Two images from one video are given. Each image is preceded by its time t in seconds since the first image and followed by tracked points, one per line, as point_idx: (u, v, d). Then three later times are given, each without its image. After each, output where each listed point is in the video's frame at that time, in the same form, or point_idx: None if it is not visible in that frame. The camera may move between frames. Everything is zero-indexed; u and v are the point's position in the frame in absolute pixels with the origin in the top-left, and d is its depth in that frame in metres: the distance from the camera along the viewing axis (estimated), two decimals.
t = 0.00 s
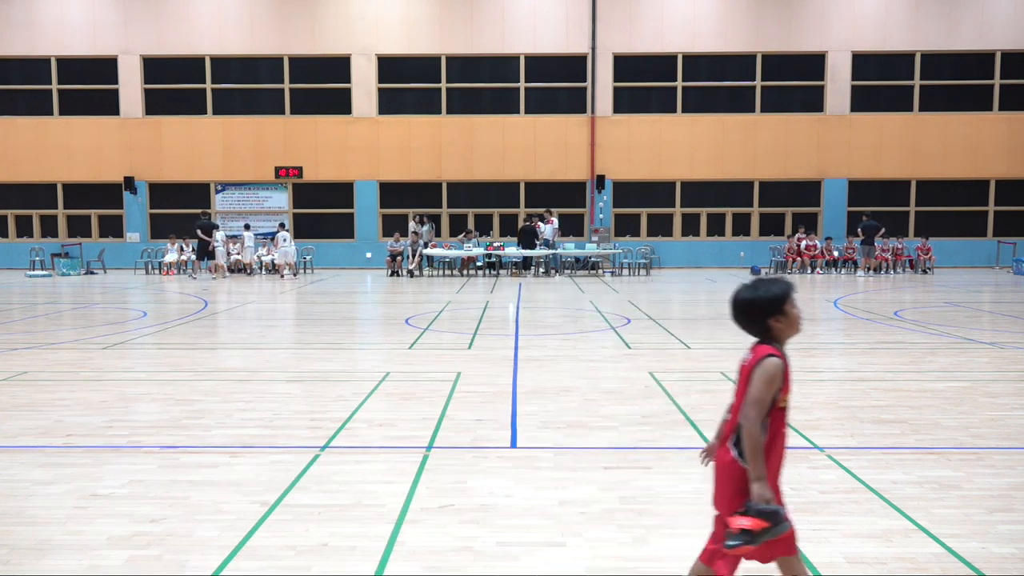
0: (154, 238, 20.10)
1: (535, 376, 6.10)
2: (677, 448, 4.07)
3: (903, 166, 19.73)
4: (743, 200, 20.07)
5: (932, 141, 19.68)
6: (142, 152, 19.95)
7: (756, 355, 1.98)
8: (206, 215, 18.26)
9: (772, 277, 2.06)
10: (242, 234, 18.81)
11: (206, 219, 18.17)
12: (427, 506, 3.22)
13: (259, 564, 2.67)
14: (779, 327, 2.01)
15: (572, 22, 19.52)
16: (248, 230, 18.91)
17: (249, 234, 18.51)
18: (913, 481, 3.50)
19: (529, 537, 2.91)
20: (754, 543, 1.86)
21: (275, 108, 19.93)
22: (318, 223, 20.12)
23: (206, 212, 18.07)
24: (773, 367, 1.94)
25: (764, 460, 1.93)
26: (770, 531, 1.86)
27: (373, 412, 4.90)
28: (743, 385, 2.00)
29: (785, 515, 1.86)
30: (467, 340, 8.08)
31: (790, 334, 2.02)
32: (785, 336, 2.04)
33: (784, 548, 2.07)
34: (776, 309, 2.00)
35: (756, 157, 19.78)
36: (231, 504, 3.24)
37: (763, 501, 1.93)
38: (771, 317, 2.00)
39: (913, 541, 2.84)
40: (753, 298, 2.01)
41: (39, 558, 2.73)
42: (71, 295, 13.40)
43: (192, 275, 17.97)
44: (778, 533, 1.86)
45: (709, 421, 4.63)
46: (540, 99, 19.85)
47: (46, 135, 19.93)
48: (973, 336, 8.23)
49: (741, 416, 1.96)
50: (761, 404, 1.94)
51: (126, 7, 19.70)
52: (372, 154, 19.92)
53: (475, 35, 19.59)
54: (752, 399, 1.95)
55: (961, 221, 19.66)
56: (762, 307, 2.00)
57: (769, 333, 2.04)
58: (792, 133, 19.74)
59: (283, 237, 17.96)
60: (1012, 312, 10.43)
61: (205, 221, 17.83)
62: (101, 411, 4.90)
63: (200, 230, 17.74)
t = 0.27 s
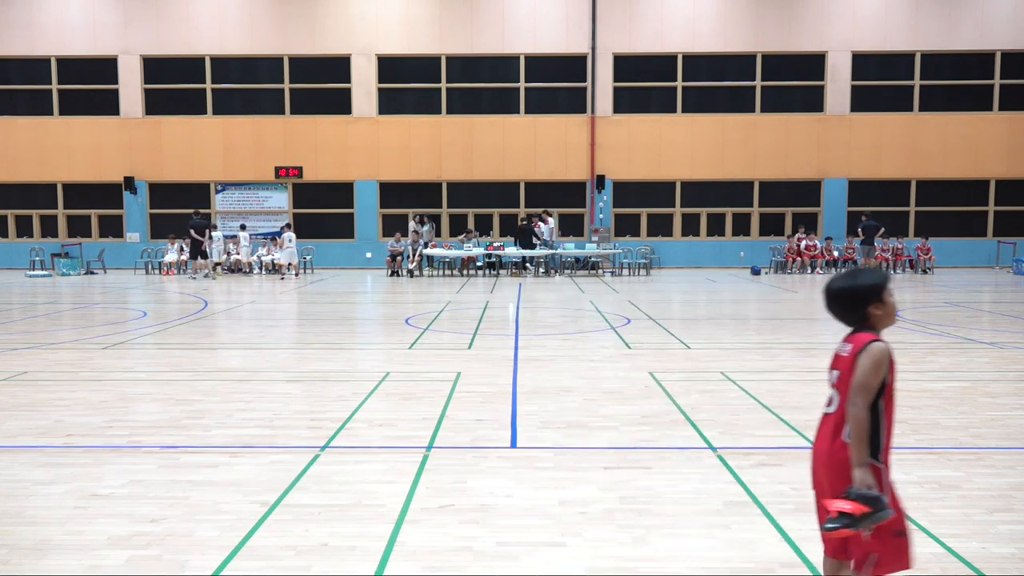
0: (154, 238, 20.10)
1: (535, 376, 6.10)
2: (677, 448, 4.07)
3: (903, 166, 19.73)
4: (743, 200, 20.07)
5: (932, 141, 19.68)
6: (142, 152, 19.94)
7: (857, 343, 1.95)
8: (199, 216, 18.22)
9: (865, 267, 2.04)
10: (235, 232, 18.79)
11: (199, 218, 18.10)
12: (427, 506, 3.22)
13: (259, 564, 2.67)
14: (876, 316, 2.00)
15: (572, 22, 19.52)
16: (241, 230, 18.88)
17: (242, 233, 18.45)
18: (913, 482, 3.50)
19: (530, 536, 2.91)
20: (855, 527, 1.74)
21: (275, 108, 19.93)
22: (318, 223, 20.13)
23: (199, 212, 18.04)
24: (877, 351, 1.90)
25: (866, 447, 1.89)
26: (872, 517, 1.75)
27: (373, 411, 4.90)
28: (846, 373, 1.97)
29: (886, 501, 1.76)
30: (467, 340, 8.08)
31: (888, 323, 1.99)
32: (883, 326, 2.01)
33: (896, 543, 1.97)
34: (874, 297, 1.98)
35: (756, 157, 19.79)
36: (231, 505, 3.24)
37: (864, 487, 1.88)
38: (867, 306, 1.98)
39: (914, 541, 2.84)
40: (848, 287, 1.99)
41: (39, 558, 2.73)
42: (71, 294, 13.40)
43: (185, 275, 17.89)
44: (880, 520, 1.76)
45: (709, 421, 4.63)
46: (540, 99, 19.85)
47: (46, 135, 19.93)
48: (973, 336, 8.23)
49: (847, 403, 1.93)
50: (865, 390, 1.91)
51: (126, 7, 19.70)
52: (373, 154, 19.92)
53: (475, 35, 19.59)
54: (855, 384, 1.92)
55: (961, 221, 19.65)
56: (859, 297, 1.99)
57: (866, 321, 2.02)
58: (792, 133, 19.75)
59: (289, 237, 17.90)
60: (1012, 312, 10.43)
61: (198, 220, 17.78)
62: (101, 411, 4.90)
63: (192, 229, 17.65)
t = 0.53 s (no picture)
0: (154, 238, 20.10)
1: (535, 376, 6.10)
2: (677, 448, 4.07)
3: (903, 166, 19.73)
4: (743, 200, 20.08)
5: (932, 141, 19.68)
6: (142, 152, 19.94)
7: (974, 360, 1.94)
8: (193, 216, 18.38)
9: (980, 279, 2.00)
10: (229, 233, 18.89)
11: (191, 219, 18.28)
12: (427, 506, 3.22)
13: (259, 564, 2.67)
14: (992, 329, 1.96)
15: (572, 22, 19.52)
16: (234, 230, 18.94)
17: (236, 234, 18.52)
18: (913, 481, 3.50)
19: (530, 536, 2.91)
20: (957, 547, 1.83)
21: (275, 108, 19.93)
22: (318, 223, 20.13)
23: (193, 211, 18.18)
24: (995, 372, 1.89)
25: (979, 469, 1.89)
26: (976, 539, 1.82)
27: (373, 411, 4.90)
28: (961, 390, 1.96)
29: (994, 524, 1.82)
30: (467, 340, 8.08)
31: (1004, 336, 1.97)
32: (997, 338, 1.99)
33: (998, 553, 2.03)
34: (990, 311, 1.95)
35: (756, 157, 19.79)
36: (231, 504, 3.24)
37: (971, 507, 1.90)
38: (985, 320, 1.95)
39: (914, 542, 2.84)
40: (966, 301, 1.96)
41: (39, 558, 2.73)
42: (71, 295, 13.40)
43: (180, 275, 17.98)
44: (985, 543, 1.82)
45: (709, 421, 4.63)
46: (540, 99, 19.85)
47: (46, 135, 19.93)
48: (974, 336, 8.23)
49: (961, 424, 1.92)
50: (979, 411, 1.89)
51: (126, 7, 19.70)
52: (373, 154, 19.92)
53: (475, 35, 19.59)
54: (970, 405, 1.91)
55: (961, 221, 19.66)
56: (975, 311, 1.95)
57: (981, 336, 1.99)
58: (792, 133, 19.75)
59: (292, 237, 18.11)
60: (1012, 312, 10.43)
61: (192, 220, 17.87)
62: (101, 411, 4.90)
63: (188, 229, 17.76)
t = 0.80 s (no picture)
0: (154, 238, 20.10)
1: (535, 376, 6.10)
2: (677, 448, 4.07)
3: (903, 166, 19.73)
4: (743, 200, 20.08)
5: (932, 141, 19.69)
6: (142, 152, 19.94)
7: None
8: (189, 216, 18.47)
9: None
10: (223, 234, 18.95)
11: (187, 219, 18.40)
12: (427, 506, 3.22)
13: (259, 564, 2.67)
14: None
15: (572, 22, 19.53)
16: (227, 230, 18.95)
17: (232, 234, 18.57)
18: (913, 481, 3.50)
19: (530, 536, 2.91)
20: None
21: (275, 108, 19.93)
22: (319, 223, 20.13)
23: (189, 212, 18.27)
24: None
25: None
26: None
27: (373, 412, 4.90)
28: None
29: None
30: (467, 340, 8.08)
31: None
32: None
33: None
34: None
35: (756, 157, 19.79)
36: (231, 504, 3.24)
37: None
38: None
39: (914, 542, 2.84)
40: None
41: (39, 558, 2.73)
42: (71, 294, 13.40)
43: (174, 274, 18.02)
44: None
45: (709, 421, 4.63)
46: (541, 99, 19.85)
47: (46, 135, 19.93)
48: (973, 337, 8.23)
49: None
50: None
51: (127, 7, 19.71)
52: (373, 154, 19.92)
53: (475, 35, 19.60)
54: None
55: (961, 221, 19.66)
56: None
57: None
58: (792, 133, 19.75)
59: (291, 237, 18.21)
60: (1012, 312, 10.43)
61: (189, 221, 17.93)
62: (101, 411, 4.90)
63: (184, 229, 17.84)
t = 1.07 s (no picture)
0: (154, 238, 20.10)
1: (535, 376, 6.11)
2: (677, 448, 4.07)
3: (903, 166, 19.73)
4: (743, 200, 20.08)
5: (932, 141, 19.69)
6: (142, 152, 19.94)
7: None
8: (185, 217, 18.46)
9: None
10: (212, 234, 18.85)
11: (184, 220, 18.41)
12: (427, 506, 3.22)
13: (259, 564, 2.67)
14: None
15: (572, 22, 19.53)
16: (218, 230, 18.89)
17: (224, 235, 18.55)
18: (913, 481, 3.50)
19: (530, 536, 2.91)
20: None
21: (275, 108, 19.93)
22: (318, 223, 20.13)
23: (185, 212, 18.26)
24: None
25: None
26: None
27: (373, 412, 4.90)
28: None
29: None
30: (467, 340, 8.08)
31: None
32: None
33: None
34: None
35: (756, 157, 19.79)
36: (231, 504, 3.24)
37: None
38: None
39: (914, 542, 2.84)
40: None
41: (39, 558, 2.73)
42: (71, 295, 13.40)
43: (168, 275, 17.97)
44: None
45: (709, 421, 4.63)
46: (541, 99, 19.85)
47: (46, 135, 19.93)
48: (973, 337, 8.23)
49: None
50: None
51: (127, 7, 19.71)
52: (373, 154, 19.92)
53: (475, 35, 19.59)
54: None
55: (961, 221, 19.65)
56: None
57: None
58: (792, 134, 19.75)
59: (289, 237, 18.20)
60: (1012, 312, 10.44)
61: (185, 221, 17.95)
62: (101, 411, 4.90)
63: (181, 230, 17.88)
